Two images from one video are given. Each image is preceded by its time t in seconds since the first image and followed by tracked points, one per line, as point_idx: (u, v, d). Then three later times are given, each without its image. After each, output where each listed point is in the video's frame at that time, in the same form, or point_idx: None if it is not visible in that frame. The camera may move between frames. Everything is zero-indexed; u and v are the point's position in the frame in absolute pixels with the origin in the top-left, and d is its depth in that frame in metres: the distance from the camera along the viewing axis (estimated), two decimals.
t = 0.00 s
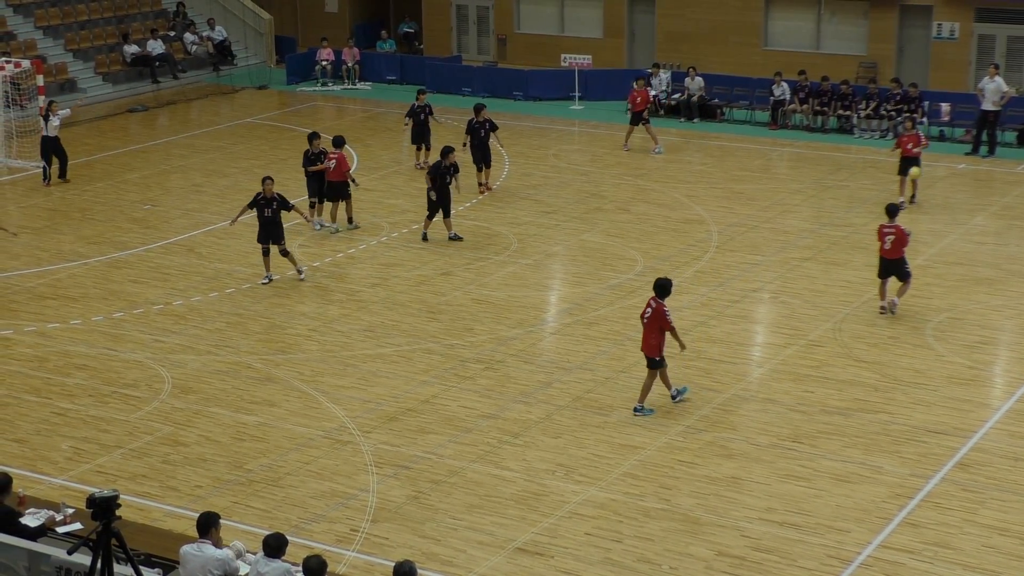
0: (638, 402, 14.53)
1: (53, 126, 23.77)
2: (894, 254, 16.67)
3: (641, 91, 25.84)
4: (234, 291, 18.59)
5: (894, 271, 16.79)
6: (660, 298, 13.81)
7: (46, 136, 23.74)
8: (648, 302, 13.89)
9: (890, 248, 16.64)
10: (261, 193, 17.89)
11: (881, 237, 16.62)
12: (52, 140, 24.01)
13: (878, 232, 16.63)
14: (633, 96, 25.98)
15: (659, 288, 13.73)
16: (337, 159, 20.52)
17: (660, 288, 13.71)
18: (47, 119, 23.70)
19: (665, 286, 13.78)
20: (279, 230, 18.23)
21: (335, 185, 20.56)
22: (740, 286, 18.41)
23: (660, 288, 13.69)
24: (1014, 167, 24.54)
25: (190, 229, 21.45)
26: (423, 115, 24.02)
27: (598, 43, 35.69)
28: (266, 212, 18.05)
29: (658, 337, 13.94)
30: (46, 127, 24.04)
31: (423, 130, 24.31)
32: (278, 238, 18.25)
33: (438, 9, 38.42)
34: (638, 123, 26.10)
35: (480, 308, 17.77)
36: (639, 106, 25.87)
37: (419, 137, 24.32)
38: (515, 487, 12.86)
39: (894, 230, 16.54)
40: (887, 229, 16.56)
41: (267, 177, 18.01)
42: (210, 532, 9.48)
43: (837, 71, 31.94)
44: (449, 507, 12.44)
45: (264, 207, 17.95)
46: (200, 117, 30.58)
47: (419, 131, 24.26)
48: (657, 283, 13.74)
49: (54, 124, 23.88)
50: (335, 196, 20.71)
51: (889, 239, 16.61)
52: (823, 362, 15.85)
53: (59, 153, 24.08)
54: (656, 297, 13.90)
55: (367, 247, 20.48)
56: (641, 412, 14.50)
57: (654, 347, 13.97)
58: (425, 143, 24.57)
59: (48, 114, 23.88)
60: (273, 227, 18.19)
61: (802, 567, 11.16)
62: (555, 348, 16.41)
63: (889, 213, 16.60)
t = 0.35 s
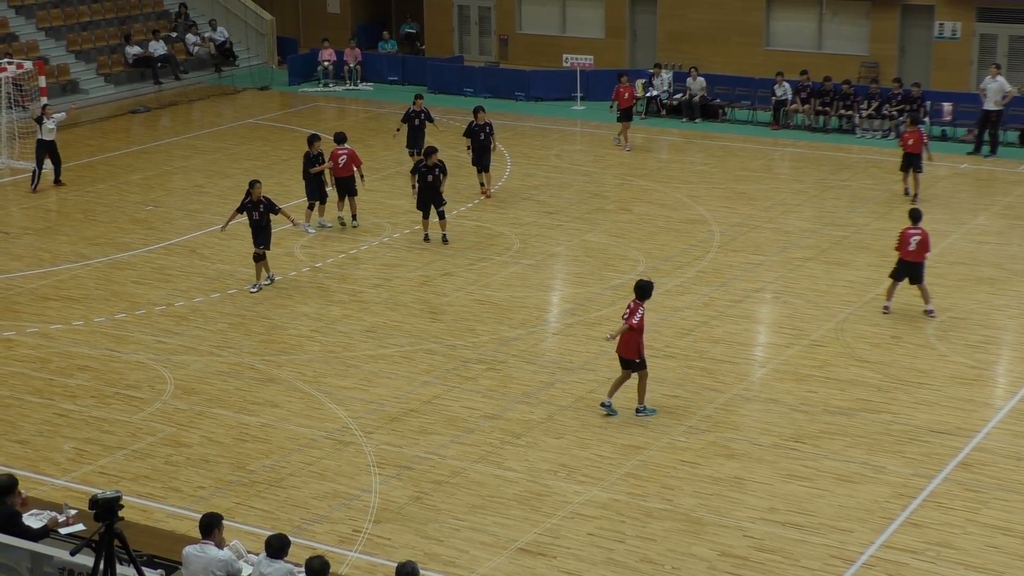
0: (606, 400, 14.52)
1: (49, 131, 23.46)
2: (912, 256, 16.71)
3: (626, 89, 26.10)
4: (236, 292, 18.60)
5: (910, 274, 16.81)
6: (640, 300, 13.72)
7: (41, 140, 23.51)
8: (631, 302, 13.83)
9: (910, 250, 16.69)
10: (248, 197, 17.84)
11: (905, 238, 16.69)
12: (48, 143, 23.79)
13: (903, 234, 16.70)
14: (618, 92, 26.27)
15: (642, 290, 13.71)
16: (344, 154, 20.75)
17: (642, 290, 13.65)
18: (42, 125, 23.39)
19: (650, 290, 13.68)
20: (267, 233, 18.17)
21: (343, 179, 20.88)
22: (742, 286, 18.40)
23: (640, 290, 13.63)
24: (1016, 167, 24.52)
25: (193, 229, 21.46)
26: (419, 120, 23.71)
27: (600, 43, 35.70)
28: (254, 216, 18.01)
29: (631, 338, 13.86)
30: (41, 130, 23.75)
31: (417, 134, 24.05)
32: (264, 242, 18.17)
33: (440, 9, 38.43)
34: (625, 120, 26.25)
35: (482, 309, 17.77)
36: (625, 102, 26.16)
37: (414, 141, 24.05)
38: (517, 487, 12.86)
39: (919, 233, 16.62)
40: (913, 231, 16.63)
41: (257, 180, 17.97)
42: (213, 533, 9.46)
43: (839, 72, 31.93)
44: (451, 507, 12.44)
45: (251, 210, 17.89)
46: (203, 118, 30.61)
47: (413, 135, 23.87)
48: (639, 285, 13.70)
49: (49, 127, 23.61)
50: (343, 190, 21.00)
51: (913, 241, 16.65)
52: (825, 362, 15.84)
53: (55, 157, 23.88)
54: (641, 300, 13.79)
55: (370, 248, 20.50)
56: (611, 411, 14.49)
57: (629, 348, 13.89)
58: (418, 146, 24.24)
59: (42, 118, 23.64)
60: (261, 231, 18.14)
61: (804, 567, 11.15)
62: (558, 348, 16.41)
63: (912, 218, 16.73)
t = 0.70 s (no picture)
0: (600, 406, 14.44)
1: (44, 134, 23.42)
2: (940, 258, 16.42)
3: (612, 85, 26.63)
4: (239, 293, 18.61)
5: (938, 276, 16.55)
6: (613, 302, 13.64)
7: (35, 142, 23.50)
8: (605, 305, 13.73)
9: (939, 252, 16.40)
10: (238, 201, 17.67)
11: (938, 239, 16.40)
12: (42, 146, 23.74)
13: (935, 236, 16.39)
14: (605, 88, 26.78)
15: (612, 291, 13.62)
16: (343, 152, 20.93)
17: (615, 291, 13.56)
18: (37, 128, 23.36)
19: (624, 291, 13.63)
20: (258, 236, 18.08)
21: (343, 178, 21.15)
22: (744, 286, 18.40)
23: (614, 290, 13.54)
24: (1019, 166, 24.52)
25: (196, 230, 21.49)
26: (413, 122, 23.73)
27: (602, 44, 35.70)
28: (243, 219, 17.87)
29: (609, 341, 13.80)
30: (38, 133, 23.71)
31: (413, 136, 23.93)
32: (255, 245, 18.07)
33: (442, 10, 38.44)
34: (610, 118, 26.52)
35: (484, 309, 17.77)
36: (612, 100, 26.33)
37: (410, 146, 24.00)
38: (520, 488, 12.86)
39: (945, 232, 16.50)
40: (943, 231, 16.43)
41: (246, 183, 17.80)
42: (216, 533, 9.47)
43: (841, 72, 31.93)
44: (454, 508, 12.45)
45: (242, 214, 17.74)
46: (205, 119, 30.64)
47: (409, 139, 23.84)
48: (611, 284, 13.62)
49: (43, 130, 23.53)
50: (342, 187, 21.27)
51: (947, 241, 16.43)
52: (827, 362, 15.85)
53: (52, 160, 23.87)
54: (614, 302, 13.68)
55: (372, 248, 20.54)
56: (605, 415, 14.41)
57: (606, 351, 13.85)
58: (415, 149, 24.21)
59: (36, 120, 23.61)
60: (251, 234, 18.04)
61: (807, 567, 11.15)
62: (560, 348, 16.42)
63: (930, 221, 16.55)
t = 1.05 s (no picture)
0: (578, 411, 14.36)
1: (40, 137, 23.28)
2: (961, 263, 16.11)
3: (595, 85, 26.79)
4: (240, 294, 18.61)
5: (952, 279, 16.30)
6: (594, 304, 13.62)
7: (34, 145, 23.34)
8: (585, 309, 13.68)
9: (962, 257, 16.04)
10: (229, 207, 17.58)
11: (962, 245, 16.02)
12: (42, 148, 23.68)
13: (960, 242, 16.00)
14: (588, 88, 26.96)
15: (592, 295, 13.59)
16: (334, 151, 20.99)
17: (596, 294, 13.56)
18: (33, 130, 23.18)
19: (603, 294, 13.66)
20: (250, 240, 18.04)
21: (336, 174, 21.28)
22: (746, 287, 18.39)
23: (594, 293, 13.55)
24: (1020, 167, 24.50)
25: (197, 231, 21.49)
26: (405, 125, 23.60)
27: (603, 44, 35.71)
28: (234, 225, 17.78)
29: (596, 346, 13.74)
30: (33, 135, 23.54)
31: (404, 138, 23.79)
32: (248, 249, 18.03)
33: (443, 11, 38.45)
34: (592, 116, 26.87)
35: (485, 310, 17.77)
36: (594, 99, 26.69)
37: (402, 149, 23.88)
38: (521, 488, 12.87)
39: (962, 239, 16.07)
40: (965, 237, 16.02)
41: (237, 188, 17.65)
42: (217, 535, 9.47)
43: (843, 73, 31.93)
44: (455, 509, 12.45)
45: (233, 219, 17.66)
46: (206, 120, 30.66)
47: (399, 142, 23.76)
48: (591, 288, 13.63)
49: (40, 133, 23.36)
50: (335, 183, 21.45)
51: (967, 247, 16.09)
52: (828, 363, 15.83)
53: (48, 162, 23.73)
54: (593, 305, 13.66)
55: (373, 248, 20.55)
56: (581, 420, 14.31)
57: (591, 355, 13.75)
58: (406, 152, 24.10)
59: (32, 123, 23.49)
60: (243, 239, 17.99)
61: (808, 568, 11.14)
62: (561, 349, 16.43)
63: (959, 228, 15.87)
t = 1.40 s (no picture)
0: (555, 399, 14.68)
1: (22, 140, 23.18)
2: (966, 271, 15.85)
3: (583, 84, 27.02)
4: (243, 294, 18.61)
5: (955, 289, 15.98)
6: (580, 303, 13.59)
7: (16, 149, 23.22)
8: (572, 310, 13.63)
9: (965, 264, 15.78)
10: (230, 211, 17.57)
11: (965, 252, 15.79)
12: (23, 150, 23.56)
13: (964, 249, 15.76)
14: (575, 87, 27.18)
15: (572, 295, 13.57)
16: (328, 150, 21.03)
17: (577, 293, 13.54)
18: (14, 133, 23.06)
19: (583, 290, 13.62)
20: (251, 243, 18.03)
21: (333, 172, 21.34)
22: (748, 288, 18.38)
23: (576, 294, 13.55)
24: None
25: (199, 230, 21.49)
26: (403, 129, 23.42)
27: (606, 45, 35.71)
28: (236, 228, 17.78)
29: (591, 340, 13.76)
30: (15, 138, 23.43)
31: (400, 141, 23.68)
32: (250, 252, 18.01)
33: (446, 11, 38.46)
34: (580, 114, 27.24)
35: (488, 310, 17.77)
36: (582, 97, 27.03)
37: (398, 151, 23.72)
38: (523, 489, 12.87)
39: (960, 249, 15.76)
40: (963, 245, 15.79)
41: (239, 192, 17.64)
42: (220, 534, 9.48)
43: (845, 73, 31.90)
44: (457, 509, 12.45)
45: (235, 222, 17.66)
46: (209, 120, 30.68)
47: (397, 144, 23.63)
48: (573, 289, 13.57)
49: (22, 135, 23.27)
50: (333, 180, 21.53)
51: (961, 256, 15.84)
52: (829, 364, 15.82)
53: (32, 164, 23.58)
54: (578, 305, 13.62)
55: (376, 249, 20.55)
56: (556, 410, 14.62)
57: (587, 351, 13.77)
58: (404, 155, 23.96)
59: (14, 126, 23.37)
60: (244, 241, 17.98)
61: (810, 570, 11.14)
62: (563, 350, 16.42)
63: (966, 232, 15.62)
